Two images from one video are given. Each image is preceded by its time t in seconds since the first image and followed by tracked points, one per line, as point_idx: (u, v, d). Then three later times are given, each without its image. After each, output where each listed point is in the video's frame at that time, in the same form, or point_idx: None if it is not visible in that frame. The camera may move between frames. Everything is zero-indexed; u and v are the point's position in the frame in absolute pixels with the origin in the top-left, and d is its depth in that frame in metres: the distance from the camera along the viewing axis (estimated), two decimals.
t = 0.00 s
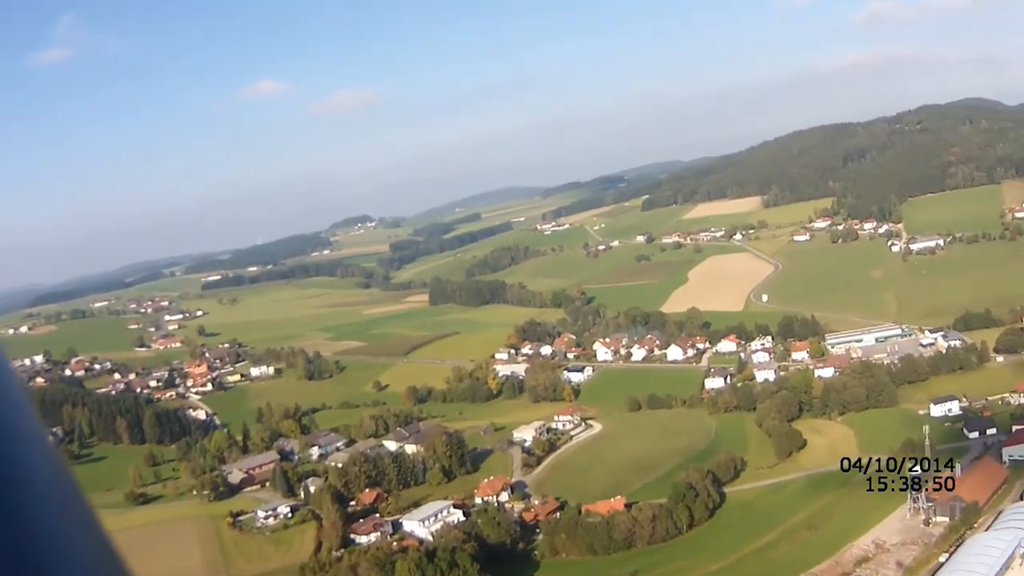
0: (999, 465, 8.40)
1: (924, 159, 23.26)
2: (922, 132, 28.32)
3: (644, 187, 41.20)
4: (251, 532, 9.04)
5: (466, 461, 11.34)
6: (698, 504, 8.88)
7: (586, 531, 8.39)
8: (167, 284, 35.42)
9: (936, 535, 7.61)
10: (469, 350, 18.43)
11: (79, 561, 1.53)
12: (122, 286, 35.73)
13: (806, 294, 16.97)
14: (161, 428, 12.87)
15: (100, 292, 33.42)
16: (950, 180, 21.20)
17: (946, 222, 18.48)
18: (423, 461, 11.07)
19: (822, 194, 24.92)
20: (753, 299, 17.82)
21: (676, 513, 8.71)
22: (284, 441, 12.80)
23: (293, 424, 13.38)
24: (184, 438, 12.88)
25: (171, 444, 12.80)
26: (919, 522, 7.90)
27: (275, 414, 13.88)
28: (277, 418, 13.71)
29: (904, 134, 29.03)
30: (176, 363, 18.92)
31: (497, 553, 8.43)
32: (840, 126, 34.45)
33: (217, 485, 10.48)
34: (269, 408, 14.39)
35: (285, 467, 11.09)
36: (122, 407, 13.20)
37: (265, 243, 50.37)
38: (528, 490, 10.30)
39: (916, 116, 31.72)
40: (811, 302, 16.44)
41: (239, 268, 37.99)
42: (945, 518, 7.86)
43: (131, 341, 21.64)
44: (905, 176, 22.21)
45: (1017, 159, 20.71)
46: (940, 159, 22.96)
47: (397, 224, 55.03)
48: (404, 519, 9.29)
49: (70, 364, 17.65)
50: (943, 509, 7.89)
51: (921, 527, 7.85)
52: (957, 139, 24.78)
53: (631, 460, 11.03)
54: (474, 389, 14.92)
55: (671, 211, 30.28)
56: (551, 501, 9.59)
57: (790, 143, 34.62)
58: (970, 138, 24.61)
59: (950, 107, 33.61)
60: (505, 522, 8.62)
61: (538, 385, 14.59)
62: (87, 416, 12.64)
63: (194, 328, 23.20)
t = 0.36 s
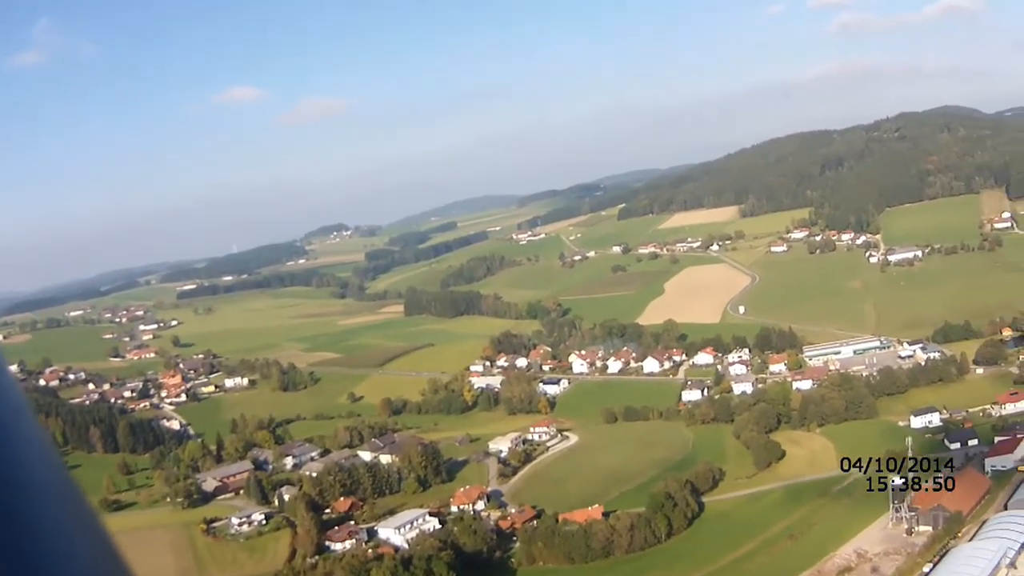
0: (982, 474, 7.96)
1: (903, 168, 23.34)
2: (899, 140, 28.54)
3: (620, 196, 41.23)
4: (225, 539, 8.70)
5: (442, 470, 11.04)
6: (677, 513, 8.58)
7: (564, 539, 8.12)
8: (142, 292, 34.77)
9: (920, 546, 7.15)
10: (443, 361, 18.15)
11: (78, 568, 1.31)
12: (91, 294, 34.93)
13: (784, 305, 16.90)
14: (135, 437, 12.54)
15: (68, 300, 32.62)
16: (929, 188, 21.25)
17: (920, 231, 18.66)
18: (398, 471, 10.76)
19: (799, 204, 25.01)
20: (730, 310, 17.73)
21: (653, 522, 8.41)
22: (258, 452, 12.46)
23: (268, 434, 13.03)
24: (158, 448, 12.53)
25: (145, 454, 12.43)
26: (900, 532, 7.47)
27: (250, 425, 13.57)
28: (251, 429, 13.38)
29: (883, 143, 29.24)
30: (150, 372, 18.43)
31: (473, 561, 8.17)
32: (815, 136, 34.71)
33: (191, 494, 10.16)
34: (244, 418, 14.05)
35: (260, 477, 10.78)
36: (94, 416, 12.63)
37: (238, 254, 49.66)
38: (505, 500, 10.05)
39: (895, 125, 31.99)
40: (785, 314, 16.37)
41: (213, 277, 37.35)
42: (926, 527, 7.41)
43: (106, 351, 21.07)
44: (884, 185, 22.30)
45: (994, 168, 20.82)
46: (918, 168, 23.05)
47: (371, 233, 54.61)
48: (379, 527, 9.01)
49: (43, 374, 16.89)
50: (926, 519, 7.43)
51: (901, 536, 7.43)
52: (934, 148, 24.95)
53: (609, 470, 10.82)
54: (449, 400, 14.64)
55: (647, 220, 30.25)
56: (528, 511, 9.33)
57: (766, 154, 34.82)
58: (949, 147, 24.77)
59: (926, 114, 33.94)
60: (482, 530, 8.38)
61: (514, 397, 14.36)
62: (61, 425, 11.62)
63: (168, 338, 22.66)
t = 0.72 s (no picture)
0: (967, 477, 7.83)
1: (882, 174, 23.47)
2: (877, 148, 28.75)
3: (598, 201, 41.22)
4: (201, 546, 8.50)
5: (420, 476, 10.83)
6: (658, 519, 8.41)
7: (544, 546, 7.95)
8: (116, 295, 34.05)
9: (904, 551, 7.03)
10: (421, 365, 17.93)
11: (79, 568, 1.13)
12: (62, 295, 34.17)
13: (762, 310, 16.92)
14: (111, 442, 12.14)
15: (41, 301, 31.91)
16: (907, 195, 21.38)
17: (897, 237, 18.80)
18: (376, 475, 10.53)
19: (778, 208, 25.12)
20: (708, 315, 17.70)
21: (634, 528, 8.26)
22: (235, 456, 12.18)
23: (245, 439, 12.74)
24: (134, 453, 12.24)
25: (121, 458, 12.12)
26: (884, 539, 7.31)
27: (226, 429, 13.29)
28: (228, 433, 13.09)
29: (862, 149, 29.45)
30: (127, 375, 18.01)
31: (452, 568, 7.98)
32: (793, 141, 34.93)
33: (167, 500, 9.89)
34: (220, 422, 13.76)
35: (237, 482, 10.53)
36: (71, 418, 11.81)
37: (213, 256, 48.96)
38: (483, 505, 9.87)
39: (873, 132, 32.22)
40: (765, 319, 16.36)
41: (191, 279, 36.77)
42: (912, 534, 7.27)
43: (84, 354, 20.51)
44: (863, 192, 22.45)
45: (972, 174, 20.97)
46: (897, 174, 23.17)
47: (349, 236, 54.14)
48: (357, 533, 8.80)
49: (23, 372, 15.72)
50: (911, 523, 7.31)
51: (885, 544, 7.24)
52: (911, 154, 25.12)
53: (586, 476, 10.69)
54: (427, 405, 14.43)
55: (625, 225, 30.23)
56: (507, 516, 9.16)
57: (743, 159, 34.96)
58: (928, 153, 24.97)
59: (902, 121, 34.25)
60: (460, 537, 8.22)
61: (492, 401, 14.18)
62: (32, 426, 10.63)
63: (146, 341, 22.19)
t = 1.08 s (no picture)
0: (954, 481, 7.67)
1: (861, 175, 23.56)
2: (855, 148, 28.92)
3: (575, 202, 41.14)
4: (181, 559, 8.29)
5: (400, 483, 10.59)
6: (641, 527, 8.22)
7: (527, 556, 7.75)
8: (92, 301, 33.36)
9: (894, 558, 6.86)
10: (399, 370, 17.70)
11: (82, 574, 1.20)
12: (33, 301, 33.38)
13: (742, 310, 16.90)
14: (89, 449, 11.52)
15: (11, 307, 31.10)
16: (888, 194, 21.47)
17: (876, 236, 18.88)
18: (356, 484, 10.30)
19: (756, 209, 25.20)
20: (688, 316, 17.65)
21: (618, 536, 8.07)
22: (214, 464, 11.90)
23: (224, 446, 12.39)
24: (112, 461, 11.82)
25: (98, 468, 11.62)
26: (874, 544, 7.17)
27: (205, 436, 12.90)
28: (206, 440, 12.73)
29: (840, 150, 29.64)
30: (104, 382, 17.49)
31: None
32: (770, 141, 35.08)
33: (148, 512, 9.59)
34: (199, 428, 13.44)
35: (216, 491, 10.27)
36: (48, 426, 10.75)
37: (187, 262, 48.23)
38: (464, 513, 9.69)
39: (851, 132, 32.41)
40: (745, 319, 16.34)
41: (167, 286, 36.16)
42: (901, 538, 7.11)
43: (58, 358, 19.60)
44: (843, 191, 22.54)
45: (952, 172, 21.09)
46: (876, 174, 23.27)
47: (326, 241, 53.63)
48: (338, 545, 8.59)
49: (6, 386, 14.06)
50: (900, 529, 7.13)
51: (875, 548, 7.11)
52: (891, 154, 25.26)
53: (566, 481, 10.53)
54: (407, 409, 14.21)
55: (601, 228, 30.19)
56: (490, 525, 8.97)
57: (721, 158, 35.05)
58: (906, 152, 25.13)
59: (878, 121, 34.50)
60: (443, 547, 8.03)
61: (472, 405, 13.97)
62: None
63: (123, 348, 21.69)
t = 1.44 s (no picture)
0: (941, 485, 7.51)
1: (840, 176, 23.62)
2: (832, 150, 29.08)
3: (553, 210, 41.04)
4: (160, 570, 8.22)
5: (381, 495, 10.34)
6: (627, 534, 8.03)
7: (511, 564, 7.54)
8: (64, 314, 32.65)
9: (883, 561, 6.67)
10: (378, 383, 17.43)
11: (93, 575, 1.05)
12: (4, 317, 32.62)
13: (723, 317, 16.85)
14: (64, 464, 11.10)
15: None
16: (867, 196, 21.55)
17: (856, 240, 18.93)
18: (336, 496, 10.06)
19: (736, 214, 25.25)
20: (669, 324, 17.55)
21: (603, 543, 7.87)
22: (193, 479, 11.62)
23: (204, 461, 12.19)
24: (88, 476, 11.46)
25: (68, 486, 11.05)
26: (864, 547, 6.95)
27: (184, 452, 12.70)
28: (186, 456, 12.46)
29: (818, 151, 29.77)
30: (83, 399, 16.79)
31: None
32: (748, 146, 35.21)
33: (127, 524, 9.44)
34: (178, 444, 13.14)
35: (195, 504, 10.02)
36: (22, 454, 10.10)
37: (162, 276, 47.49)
38: (447, 524, 9.47)
39: (829, 133, 32.58)
40: (726, 327, 16.27)
41: (142, 299, 35.52)
42: (891, 541, 6.92)
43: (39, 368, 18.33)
44: (822, 194, 22.61)
45: (931, 173, 21.21)
46: (855, 175, 23.34)
47: (304, 251, 53.03)
48: (320, 554, 8.38)
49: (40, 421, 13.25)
50: (889, 533, 6.96)
51: (865, 552, 6.90)
52: (871, 154, 25.41)
53: (549, 491, 10.34)
54: (386, 423, 13.96)
55: (580, 236, 30.09)
56: (472, 534, 8.75)
57: (699, 163, 35.12)
58: (885, 153, 25.28)
59: (855, 123, 34.73)
60: (425, 557, 7.84)
61: (451, 417, 13.76)
62: None
63: (99, 364, 21.20)
